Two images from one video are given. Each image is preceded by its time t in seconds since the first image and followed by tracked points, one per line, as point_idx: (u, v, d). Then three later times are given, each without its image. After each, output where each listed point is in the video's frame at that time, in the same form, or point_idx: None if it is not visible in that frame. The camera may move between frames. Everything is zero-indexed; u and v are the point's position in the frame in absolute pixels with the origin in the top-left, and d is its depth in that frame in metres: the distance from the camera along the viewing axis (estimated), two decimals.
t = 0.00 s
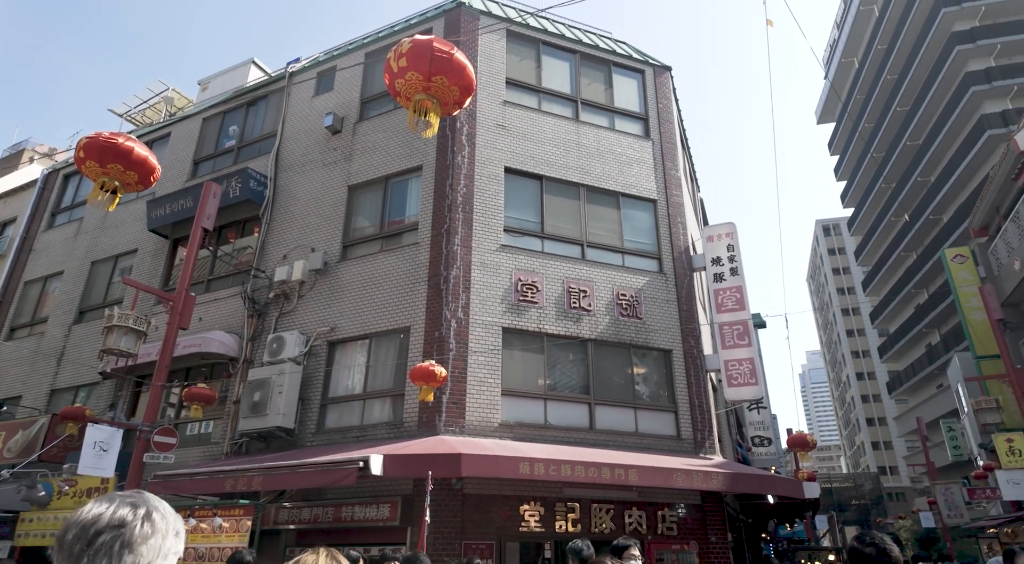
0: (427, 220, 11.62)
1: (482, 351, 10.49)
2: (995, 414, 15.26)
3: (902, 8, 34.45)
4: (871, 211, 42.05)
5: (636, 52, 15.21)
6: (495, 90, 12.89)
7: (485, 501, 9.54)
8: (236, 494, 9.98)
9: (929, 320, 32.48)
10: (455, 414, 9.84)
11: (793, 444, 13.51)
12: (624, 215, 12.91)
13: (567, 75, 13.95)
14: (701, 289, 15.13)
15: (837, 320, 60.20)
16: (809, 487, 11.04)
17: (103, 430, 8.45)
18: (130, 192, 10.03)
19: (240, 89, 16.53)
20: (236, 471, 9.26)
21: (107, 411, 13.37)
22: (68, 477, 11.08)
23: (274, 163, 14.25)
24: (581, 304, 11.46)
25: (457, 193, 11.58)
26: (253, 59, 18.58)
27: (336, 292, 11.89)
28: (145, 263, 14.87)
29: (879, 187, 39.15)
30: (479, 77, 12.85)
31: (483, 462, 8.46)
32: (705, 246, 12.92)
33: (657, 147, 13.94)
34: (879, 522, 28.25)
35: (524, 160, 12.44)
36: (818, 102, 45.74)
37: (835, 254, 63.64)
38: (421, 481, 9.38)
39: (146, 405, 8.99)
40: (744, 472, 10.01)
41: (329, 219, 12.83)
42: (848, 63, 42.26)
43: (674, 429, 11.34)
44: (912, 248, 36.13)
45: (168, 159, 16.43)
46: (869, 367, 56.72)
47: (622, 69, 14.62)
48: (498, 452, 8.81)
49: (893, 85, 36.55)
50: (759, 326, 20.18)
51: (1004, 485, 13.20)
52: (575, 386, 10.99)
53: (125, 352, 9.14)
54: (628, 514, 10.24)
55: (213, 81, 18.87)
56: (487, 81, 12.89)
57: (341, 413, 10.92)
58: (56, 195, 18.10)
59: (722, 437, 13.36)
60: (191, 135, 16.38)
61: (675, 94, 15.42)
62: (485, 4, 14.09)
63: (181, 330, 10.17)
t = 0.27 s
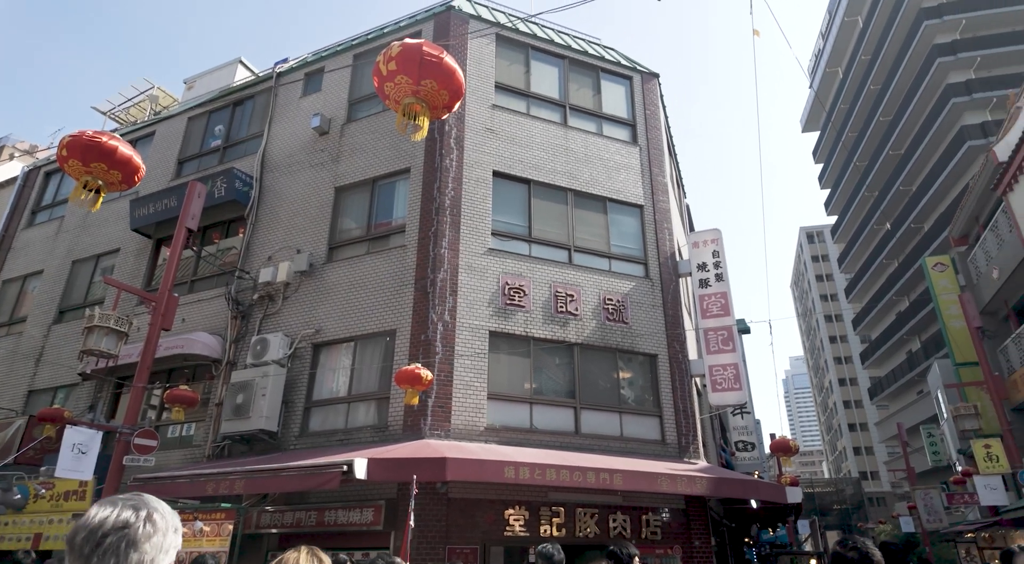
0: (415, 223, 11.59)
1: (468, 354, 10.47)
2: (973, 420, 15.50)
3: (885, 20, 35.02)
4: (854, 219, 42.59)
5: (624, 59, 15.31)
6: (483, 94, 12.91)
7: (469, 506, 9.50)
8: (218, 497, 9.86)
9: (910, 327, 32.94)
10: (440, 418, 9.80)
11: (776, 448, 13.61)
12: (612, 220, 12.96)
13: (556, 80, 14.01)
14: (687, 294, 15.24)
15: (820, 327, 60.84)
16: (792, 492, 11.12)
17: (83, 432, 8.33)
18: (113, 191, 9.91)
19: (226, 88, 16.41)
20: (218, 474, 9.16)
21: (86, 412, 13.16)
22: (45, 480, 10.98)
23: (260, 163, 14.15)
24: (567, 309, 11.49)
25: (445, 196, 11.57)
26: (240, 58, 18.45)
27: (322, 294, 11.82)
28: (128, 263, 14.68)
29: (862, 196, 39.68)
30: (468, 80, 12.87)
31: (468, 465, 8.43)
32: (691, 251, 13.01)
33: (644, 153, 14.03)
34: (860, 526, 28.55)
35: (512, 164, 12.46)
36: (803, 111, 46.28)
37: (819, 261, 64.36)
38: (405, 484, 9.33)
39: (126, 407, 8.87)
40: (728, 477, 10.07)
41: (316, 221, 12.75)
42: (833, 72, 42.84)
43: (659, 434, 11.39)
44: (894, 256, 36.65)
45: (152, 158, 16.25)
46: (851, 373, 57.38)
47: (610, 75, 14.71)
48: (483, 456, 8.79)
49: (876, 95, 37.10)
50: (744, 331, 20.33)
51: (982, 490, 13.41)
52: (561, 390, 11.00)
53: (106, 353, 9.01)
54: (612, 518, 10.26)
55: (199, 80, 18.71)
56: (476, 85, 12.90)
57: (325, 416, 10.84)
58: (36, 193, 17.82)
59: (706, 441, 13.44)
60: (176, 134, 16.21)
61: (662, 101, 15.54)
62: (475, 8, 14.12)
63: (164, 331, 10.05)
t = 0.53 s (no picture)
0: (404, 226, 11.56)
1: (456, 359, 10.44)
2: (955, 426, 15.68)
3: (871, 31, 35.52)
4: (840, 227, 43.04)
5: (614, 66, 15.40)
6: (474, 99, 12.92)
7: (456, 511, 9.45)
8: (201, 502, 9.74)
9: (894, 334, 33.32)
10: (427, 422, 9.75)
11: (762, 454, 13.67)
12: (601, 226, 13.00)
13: (546, 86, 14.05)
14: (675, 300, 15.31)
15: (806, 333, 61.36)
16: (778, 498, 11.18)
17: (64, 436, 8.20)
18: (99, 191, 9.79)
19: (215, 89, 16.29)
20: (202, 478, 9.05)
21: (67, 415, 12.97)
22: (23, 484, 11.02)
23: (248, 165, 14.05)
24: (556, 313, 11.50)
25: (434, 199, 11.55)
26: (229, 59, 18.33)
27: (310, 297, 11.74)
28: (112, 264, 14.50)
29: (848, 204, 40.13)
30: (459, 85, 12.87)
31: (455, 470, 8.40)
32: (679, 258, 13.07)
33: (633, 160, 14.11)
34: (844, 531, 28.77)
35: (502, 168, 12.47)
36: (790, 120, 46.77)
37: (805, 268, 64.97)
38: (392, 489, 9.27)
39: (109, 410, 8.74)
40: (714, 482, 10.10)
41: (304, 223, 12.68)
42: (820, 82, 43.35)
43: (646, 439, 11.41)
44: (878, 263, 37.06)
45: (139, 158, 16.09)
46: (836, 379, 57.90)
47: (600, 82, 14.78)
48: (471, 461, 8.75)
49: (862, 105, 37.59)
50: (731, 337, 20.47)
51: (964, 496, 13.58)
52: (549, 395, 10.99)
53: (88, 355, 8.88)
54: (599, 523, 10.25)
55: (187, 80, 18.56)
56: (466, 89, 12.91)
57: (311, 420, 10.75)
58: (19, 192, 17.57)
59: (693, 447, 13.49)
60: (163, 134, 16.06)
61: (651, 108, 15.64)
62: (466, 13, 14.14)
63: (148, 333, 9.93)
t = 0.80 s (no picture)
0: (395, 229, 11.54)
1: (447, 363, 10.41)
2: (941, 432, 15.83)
3: (860, 41, 35.94)
4: (828, 234, 43.40)
5: (606, 72, 15.47)
6: (466, 103, 12.93)
7: (446, 515, 9.41)
8: (187, 506, 9.64)
9: (882, 340, 33.61)
10: (417, 426, 9.72)
11: (751, 459, 13.72)
12: (592, 230, 13.04)
13: (539, 91, 14.09)
14: (665, 306, 15.37)
15: (794, 339, 61.76)
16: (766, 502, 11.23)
17: (48, 438, 8.09)
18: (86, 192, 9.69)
19: (205, 90, 16.20)
20: (189, 482, 8.96)
21: (52, 418, 12.80)
22: (6, 488, 10.89)
23: (238, 167, 13.97)
24: (547, 318, 11.50)
25: (426, 203, 11.54)
26: (220, 60, 18.24)
27: (300, 300, 11.67)
28: (99, 265, 14.35)
29: (836, 211, 40.48)
30: (451, 89, 12.87)
31: (445, 474, 8.37)
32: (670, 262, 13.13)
33: (625, 165, 14.17)
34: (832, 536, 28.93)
35: (494, 173, 12.48)
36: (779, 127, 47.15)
37: (794, 275, 65.43)
38: (381, 493, 9.22)
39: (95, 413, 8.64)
40: (704, 487, 10.12)
41: (294, 225, 12.62)
42: (809, 90, 43.75)
43: (636, 444, 11.43)
44: (866, 270, 37.39)
45: (128, 159, 15.96)
46: (824, 385, 58.28)
47: (592, 88, 14.85)
48: (461, 466, 8.72)
49: (850, 113, 37.97)
50: (720, 342, 20.56)
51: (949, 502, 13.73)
52: (540, 400, 10.98)
53: (74, 357, 8.78)
54: (589, 528, 10.24)
55: (178, 80, 18.45)
56: (459, 94, 12.92)
57: (300, 424, 10.68)
58: (5, 191, 17.37)
59: (682, 452, 13.52)
60: (153, 135, 15.95)
61: (643, 114, 15.72)
62: (459, 17, 14.16)
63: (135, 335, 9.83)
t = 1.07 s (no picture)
0: (388, 232, 11.51)
1: (439, 366, 10.39)
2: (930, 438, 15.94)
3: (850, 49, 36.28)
4: (819, 240, 43.68)
5: (599, 77, 15.53)
6: (460, 107, 12.93)
7: (437, 520, 9.37)
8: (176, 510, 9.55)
9: (871, 346, 33.82)
10: (409, 430, 9.68)
11: (742, 464, 13.76)
12: (585, 235, 13.07)
13: (532, 96, 14.12)
14: (657, 310, 15.42)
15: (785, 344, 62.06)
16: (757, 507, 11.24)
17: (34, 442, 8.00)
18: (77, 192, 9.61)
19: (197, 91, 16.12)
20: (178, 486, 8.88)
21: (38, 420, 12.65)
22: None
23: (230, 168, 13.90)
24: (540, 322, 11.50)
25: (419, 206, 11.53)
26: (213, 62, 18.17)
27: (291, 302, 11.61)
28: (88, 266, 14.23)
29: (827, 217, 40.76)
30: (445, 93, 12.88)
31: (436, 479, 8.34)
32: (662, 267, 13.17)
33: (618, 170, 14.21)
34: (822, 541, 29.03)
35: (487, 176, 12.49)
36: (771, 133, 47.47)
37: (784, 280, 65.80)
38: (372, 498, 9.17)
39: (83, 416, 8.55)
40: (695, 492, 10.14)
41: (287, 228, 12.57)
42: (800, 97, 44.10)
43: (628, 448, 11.43)
44: (856, 276, 37.65)
45: (118, 160, 15.85)
46: (815, 390, 58.57)
47: (586, 93, 14.90)
48: (452, 470, 8.69)
49: (841, 120, 38.29)
50: (712, 347, 20.63)
51: (938, 507, 13.79)
52: (532, 404, 10.97)
53: (63, 359, 8.69)
54: (580, 533, 10.22)
55: (170, 82, 18.36)
56: (453, 97, 12.92)
57: (290, 428, 10.61)
58: None
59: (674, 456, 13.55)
60: (144, 136, 15.85)
61: (636, 120, 15.78)
62: (454, 22, 14.18)
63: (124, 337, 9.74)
